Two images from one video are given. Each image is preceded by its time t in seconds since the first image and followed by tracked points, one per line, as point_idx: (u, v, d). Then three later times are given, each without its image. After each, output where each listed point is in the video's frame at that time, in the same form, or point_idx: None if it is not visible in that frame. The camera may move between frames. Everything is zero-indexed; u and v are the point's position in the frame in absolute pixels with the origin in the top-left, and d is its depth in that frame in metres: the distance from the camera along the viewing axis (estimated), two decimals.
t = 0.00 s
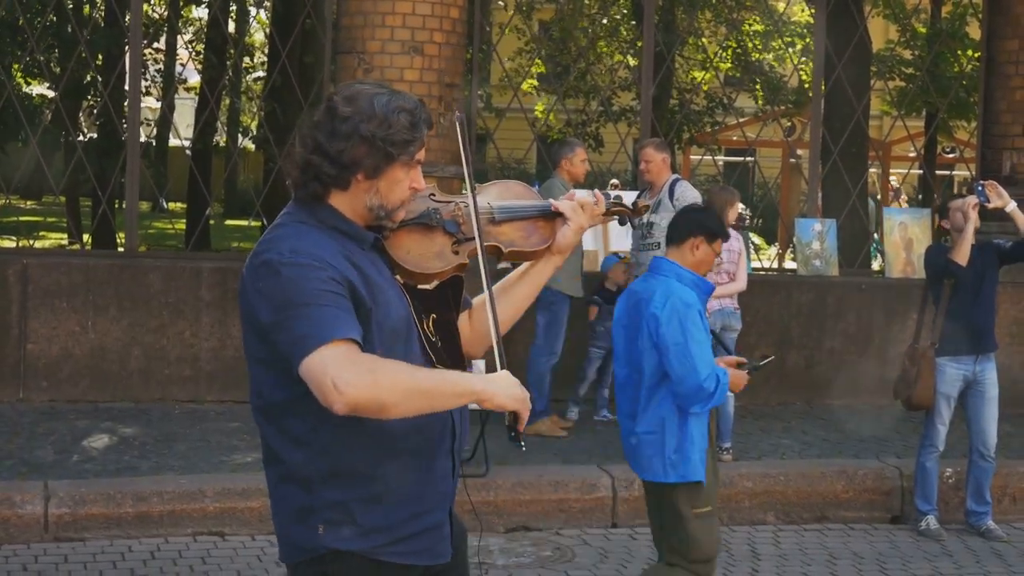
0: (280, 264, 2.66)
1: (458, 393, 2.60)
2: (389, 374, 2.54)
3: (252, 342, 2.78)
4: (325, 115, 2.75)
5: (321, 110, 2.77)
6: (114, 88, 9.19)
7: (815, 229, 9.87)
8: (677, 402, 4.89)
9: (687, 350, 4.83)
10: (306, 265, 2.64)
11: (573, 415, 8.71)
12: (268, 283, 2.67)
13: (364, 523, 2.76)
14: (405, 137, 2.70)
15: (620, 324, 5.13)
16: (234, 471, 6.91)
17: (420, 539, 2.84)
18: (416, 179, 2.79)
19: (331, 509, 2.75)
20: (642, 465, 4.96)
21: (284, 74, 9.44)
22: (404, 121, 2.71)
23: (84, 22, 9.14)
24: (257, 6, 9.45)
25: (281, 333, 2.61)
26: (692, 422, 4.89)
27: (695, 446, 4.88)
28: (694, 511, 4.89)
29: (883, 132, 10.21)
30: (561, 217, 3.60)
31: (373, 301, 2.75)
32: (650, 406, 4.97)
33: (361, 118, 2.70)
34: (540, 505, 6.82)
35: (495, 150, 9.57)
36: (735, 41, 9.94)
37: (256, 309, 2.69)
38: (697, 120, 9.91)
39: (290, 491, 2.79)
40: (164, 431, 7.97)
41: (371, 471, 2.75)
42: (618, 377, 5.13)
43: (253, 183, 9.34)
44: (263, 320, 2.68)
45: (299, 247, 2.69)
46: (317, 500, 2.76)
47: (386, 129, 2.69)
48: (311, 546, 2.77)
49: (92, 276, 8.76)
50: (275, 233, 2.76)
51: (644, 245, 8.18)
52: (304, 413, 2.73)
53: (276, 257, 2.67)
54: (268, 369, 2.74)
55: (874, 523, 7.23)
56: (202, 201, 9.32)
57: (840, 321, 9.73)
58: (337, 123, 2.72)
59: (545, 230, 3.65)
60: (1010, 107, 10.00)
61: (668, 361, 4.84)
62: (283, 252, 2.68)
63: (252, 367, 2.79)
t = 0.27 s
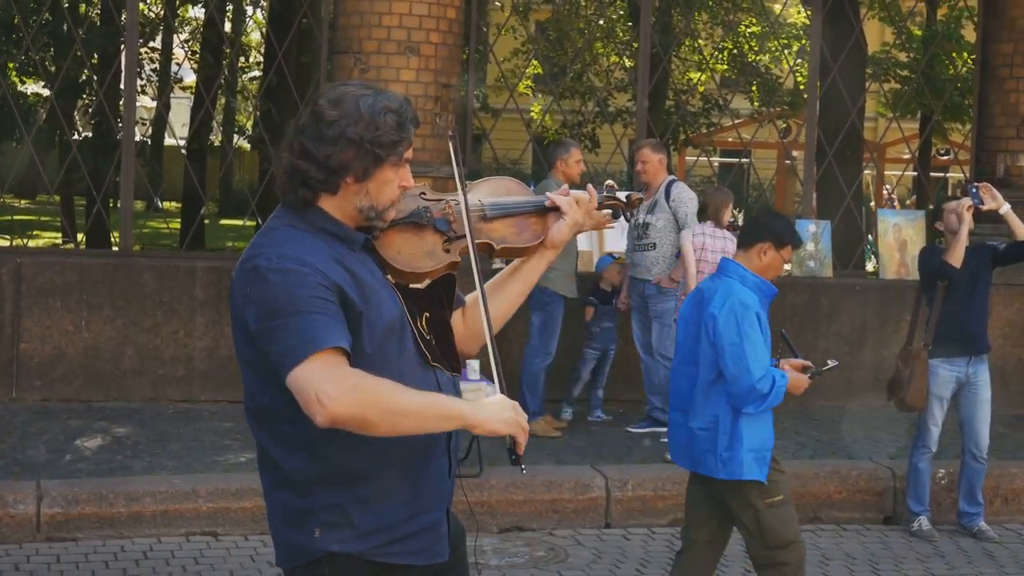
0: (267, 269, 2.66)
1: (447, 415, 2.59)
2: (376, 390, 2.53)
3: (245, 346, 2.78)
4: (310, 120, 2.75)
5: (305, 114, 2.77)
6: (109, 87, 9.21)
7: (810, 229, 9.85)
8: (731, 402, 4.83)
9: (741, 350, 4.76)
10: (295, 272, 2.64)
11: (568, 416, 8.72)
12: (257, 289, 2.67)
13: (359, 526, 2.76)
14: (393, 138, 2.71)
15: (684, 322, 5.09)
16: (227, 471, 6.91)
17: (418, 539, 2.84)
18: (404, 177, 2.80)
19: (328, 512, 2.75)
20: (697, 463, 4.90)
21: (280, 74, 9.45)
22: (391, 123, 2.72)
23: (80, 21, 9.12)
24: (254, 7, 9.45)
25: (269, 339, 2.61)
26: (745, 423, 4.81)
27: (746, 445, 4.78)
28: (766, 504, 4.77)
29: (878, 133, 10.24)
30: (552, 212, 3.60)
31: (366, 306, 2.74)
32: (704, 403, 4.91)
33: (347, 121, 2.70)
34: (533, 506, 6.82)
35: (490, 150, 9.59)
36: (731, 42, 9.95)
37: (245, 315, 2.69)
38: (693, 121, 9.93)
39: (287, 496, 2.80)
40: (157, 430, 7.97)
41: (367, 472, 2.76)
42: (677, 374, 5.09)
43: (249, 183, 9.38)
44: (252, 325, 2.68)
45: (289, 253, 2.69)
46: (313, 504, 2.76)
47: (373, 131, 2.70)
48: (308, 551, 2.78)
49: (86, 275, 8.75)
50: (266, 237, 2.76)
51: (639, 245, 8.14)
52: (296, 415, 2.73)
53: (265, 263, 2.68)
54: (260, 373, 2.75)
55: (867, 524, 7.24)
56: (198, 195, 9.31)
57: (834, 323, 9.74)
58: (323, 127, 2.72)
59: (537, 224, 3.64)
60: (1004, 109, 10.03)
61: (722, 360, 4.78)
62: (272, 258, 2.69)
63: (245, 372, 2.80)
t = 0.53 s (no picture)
0: (251, 277, 2.67)
1: (433, 433, 2.59)
2: (361, 403, 2.54)
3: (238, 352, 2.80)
4: (288, 127, 2.74)
5: (281, 122, 2.76)
6: (104, 87, 9.21)
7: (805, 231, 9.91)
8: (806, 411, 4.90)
9: (814, 361, 4.82)
10: (280, 280, 2.65)
11: (564, 417, 8.73)
12: (244, 296, 2.68)
13: (355, 527, 2.76)
14: (372, 137, 2.72)
15: (755, 328, 5.12)
16: (223, 472, 6.91)
17: (417, 539, 2.84)
18: (387, 175, 2.81)
19: (325, 515, 2.76)
20: (771, 471, 4.96)
21: (276, 75, 9.44)
22: (369, 122, 2.72)
23: (75, 21, 9.13)
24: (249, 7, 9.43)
25: (255, 348, 2.63)
26: (821, 431, 4.88)
27: (825, 454, 4.84)
28: (845, 507, 4.84)
29: (873, 135, 10.20)
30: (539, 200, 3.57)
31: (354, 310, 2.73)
32: (779, 413, 4.97)
33: (325, 124, 2.70)
34: (529, 506, 6.82)
35: (486, 150, 9.63)
36: (726, 43, 9.96)
37: (232, 323, 2.71)
38: (688, 122, 9.94)
39: (284, 500, 2.80)
40: (153, 431, 7.96)
41: (361, 474, 2.76)
42: (748, 381, 5.14)
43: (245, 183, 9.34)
44: (240, 333, 2.70)
45: (275, 260, 2.69)
46: (310, 507, 2.77)
47: (352, 132, 2.70)
48: (307, 554, 2.78)
49: (81, 276, 8.75)
50: (254, 245, 2.77)
51: (636, 246, 8.15)
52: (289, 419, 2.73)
53: (251, 271, 2.69)
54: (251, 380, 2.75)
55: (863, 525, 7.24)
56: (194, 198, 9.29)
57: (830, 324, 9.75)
58: (301, 133, 2.72)
59: (526, 214, 3.60)
60: (999, 111, 10.07)
61: (798, 370, 4.84)
62: (257, 266, 2.70)
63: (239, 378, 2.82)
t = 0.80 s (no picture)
0: (229, 283, 2.68)
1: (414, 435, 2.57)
2: (341, 404, 2.53)
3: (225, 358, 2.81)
4: (261, 129, 2.76)
5: (254, 125, 2.78)
6: (98, 88, 9.15)
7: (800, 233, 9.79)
8: (891, 402, 5.05)
9: (904, 352, 4.94)
10: (257, 284, 2.65)
11: (558, 418, 8.74)
12: (224, 302, 2.69)
13: (346, 527, 2.77)
14: (342, 130, 2.72)
15: (832, 323, 5.28)
16: (217, 473, 6.90)
17: (410, 537, 2.83)
18: (365, 170, 2.80)
19: (317, 517, 2.77)
20: (853, 464, 5.09)
21: (271, 77, 9.39)
22: (338, 116, 2.73)
23: (70, 22, 9.13)
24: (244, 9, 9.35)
25: (236, 353, 2.64)
26: (907, 423, 5.04)
27: (910, 445, 5.01)
28: (891, 506, 5.01)
29: (867, 137, 10.27)
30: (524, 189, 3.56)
31: (334, 310, 2.73)
32: (861, 407, 5.11)
33: (295, 122, 2.72)
34: (524, 507, 6.83)
35: (480, 151, 9.62)
36: (720, 45, 9.98)
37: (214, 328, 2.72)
38: (683, 124, 9.95)
39: (277, 503, 2.81)
40: (148, 433, 7.95)
41: (350, 475, 2.75)
42: (828, 377, 5.28)
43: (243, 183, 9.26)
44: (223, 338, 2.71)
45: (253, 265, 2.70)
46: (302, 509, 2.78)
47: (321, 128, 2.71)
48: (302, 556, 2.80)
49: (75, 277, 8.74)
50: (233, 251, 2.78)
51: (631, 249, 8.19)
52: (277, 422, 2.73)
53: (229, 278, 2.70)
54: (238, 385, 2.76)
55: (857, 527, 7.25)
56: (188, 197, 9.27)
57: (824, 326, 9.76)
58: (272, 133, 2.73)
59: (512, 206, 3.60)
60: (994, 113, 9.99)
61: (886, 362, 4.97)
62: (236, 271, 2.70)
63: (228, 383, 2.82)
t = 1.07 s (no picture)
0: (221, 281, 2.68)
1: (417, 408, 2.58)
2: (342, 384, 2.53)
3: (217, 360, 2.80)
4: (244, 123, 2.78)
5: (238, 124, 2.80)
6: (93, 89, 9.19)
7: (794, 235, 9.90)
8: (963, 419, 5.03)
9: (975, 370, 4.95)
10: (249, 281, 2.65)
11: (553, 419, 8.74)
12: (215, 301, 2.68)
13: (338, 526, 2.77)
14: (323, 119, 2.74)
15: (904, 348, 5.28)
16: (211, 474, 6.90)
17: (401, 534, 2.83)
18: (350, 163, 2.82)
19: (308, 516, 2.76)
20: (921, 481, 5.06)
21: (265, 77, 9.43)
22: (319, 105, 2.75)
23: (65, 22, 9.08)
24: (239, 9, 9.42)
25: (230, 350, 2.63)
26: (978, 438, 5.03)
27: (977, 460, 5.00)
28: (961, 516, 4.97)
29: (862, 139, 10.28)
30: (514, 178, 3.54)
31: (324, 304, 2.73)
32: (932, 424, 5.09)
33: (276, 114, 2.74)
34: (518, 509, 6.83)
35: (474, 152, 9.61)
36: (715, 47, 9.99)
37: (207, 328, 2.70)
38: (678, 126, 9.96)
39: (267, 503, 2.81)
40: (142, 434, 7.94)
41: (341, 473, 2.75)
42: (899, 398, 5.27)
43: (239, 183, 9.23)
44: (216, 338, 2.70)
45: (243, 262, 2.70)
46: (292, 508, 2.77)
47: (303, 118, 2.73)
48: (292, 556, 2.79)
49: (69, 277, 8.73)
50: (223, 251, 2.78)
51: (625, 250, 8.20)
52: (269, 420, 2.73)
53: (220, 277, 2.69)
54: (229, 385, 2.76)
55: (851, 529, 7.26)
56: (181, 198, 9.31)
57: (818, 328, 9.77)
58: (255, 127, 2.75)
59: (502, 195, 3.59)
60: (987, 115, 10.01)
61: (958, 379, 4.96)
62: (226, 270, 2.70)
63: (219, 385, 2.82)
